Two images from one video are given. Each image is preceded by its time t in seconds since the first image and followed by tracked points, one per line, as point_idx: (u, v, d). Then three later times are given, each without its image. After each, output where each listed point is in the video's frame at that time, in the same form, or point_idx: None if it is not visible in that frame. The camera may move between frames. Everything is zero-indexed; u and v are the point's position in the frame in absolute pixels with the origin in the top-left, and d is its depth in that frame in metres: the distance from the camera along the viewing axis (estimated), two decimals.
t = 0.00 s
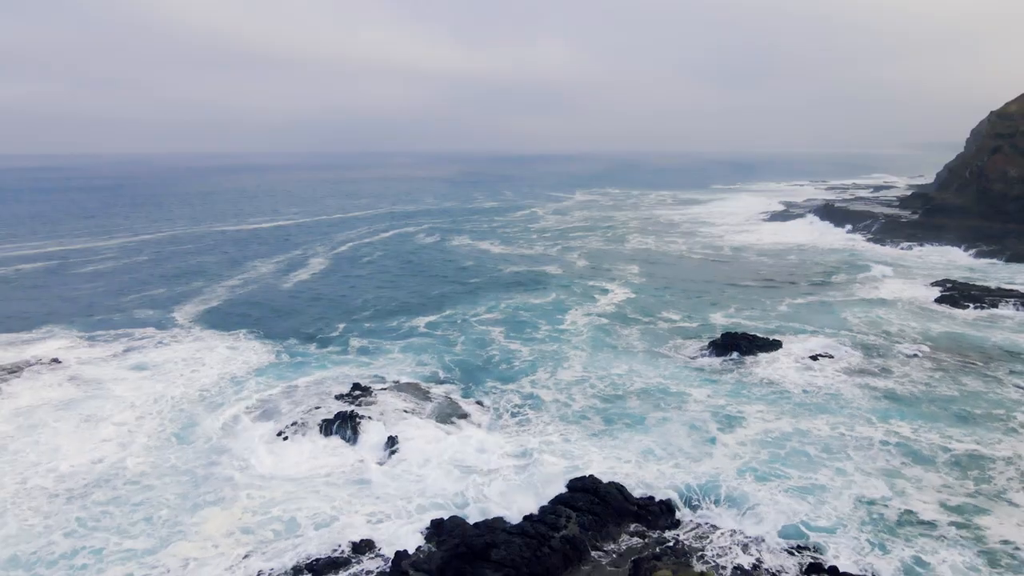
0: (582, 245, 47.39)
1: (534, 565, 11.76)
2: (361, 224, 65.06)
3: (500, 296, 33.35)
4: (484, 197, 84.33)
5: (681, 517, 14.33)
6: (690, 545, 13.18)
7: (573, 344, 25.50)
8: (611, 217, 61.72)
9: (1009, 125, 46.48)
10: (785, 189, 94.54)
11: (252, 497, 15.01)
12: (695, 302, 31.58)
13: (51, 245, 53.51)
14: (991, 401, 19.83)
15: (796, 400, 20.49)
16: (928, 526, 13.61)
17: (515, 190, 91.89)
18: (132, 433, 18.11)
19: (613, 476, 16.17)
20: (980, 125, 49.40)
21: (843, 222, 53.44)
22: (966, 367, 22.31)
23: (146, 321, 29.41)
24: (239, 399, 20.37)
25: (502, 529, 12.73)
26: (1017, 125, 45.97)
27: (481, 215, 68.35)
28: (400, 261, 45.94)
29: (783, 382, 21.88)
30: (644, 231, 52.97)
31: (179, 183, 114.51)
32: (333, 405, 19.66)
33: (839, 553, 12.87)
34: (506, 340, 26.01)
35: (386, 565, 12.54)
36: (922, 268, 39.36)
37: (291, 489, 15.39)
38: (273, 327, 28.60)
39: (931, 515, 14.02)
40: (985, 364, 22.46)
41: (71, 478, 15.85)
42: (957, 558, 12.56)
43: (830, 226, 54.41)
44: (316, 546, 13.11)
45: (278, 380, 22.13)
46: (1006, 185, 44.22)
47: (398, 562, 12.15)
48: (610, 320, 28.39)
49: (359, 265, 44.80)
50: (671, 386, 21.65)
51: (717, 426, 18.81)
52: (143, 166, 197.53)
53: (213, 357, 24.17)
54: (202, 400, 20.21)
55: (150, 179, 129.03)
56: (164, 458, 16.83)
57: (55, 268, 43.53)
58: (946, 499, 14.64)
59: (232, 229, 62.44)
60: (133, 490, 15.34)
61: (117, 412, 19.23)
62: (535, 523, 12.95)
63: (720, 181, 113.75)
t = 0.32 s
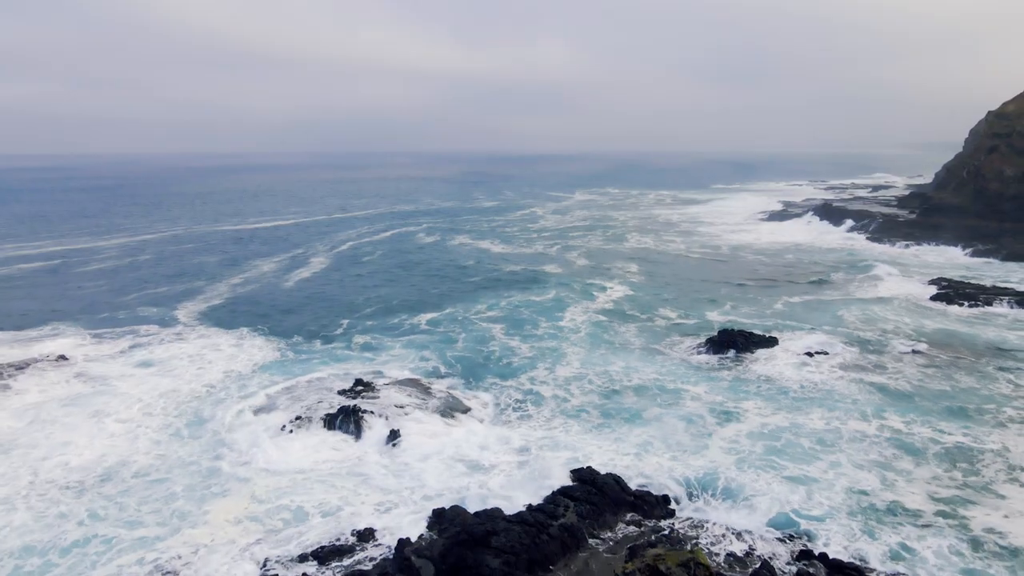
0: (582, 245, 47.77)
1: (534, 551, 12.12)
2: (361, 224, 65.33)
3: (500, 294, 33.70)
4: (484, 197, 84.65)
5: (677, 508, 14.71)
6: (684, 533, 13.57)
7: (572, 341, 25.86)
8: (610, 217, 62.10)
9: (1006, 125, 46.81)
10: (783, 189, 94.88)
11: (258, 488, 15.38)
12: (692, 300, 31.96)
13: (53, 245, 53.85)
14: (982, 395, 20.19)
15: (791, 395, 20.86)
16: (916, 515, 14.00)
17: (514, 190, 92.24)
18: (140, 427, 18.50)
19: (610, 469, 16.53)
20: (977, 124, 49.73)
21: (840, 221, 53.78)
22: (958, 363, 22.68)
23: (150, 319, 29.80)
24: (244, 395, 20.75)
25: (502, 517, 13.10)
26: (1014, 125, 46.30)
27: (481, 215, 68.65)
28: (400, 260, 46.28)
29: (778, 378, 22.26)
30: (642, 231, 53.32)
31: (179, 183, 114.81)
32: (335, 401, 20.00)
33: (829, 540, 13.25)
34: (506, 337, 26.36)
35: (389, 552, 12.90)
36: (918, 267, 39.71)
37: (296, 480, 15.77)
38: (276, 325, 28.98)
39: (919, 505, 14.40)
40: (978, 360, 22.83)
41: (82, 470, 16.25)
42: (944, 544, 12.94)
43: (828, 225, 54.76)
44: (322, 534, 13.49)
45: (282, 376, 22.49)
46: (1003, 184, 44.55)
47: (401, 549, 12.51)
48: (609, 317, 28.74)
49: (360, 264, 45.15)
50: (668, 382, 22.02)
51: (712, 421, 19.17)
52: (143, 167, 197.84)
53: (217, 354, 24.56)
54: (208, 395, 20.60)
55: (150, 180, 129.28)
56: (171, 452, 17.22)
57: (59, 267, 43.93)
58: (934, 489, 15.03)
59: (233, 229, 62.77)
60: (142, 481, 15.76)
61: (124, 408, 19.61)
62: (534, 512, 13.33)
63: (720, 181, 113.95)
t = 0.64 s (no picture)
0: (581, 244, 48.27)
1: (533, 536, 12.57)
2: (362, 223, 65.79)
3: (500, 292, 34.16)
4: (484, 197, 85.12)
5: (673, 497, 15.18)
6: (678, 520, 14.04)
7: (570, 337, 26.34)
8: (609, 216, 62.58)
9: (1002, 125, 47.44)
10: (782, 189, 95.40)
11: (265, 479, 15.82)
12: (690, 297, 32.42)
13: (56, 244, 54.25)
14: (973, 389, 20.66)
15: (786, 390, 21.32)
16: (902, 502, 14.48)
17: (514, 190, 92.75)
18: (149, 420, 18.96)
19: (607, 460, 16.99)
20: (974, 125, 50.36)
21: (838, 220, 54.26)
22: (950, 358, 23.15)
23: (155, 316, 30.24)
24: (249, 390, 21.19)
25: (502, 504, 13.57)
26: (1010, 125, 46.97)
27: (481, 214, 69.11)
28: (401, 258, 46.77)
29: (773, 373, 22.72)
30: (641, 230, 53.79)
31: (179, 183, 115.30)
32: (339, 395, 20.44)
33: (818, 525, 13.73)
34: (506, 333, 26.84)
35: (393, 537, 13.36)
36: (914, 265, 40.19)
37: (302, 471, 16.23)
38: (279, 322, 29.43)
39: (907, 493, 14.86)
40: (969, 355, 23.31)
41: (93, 461, 16.69)
42: (928, 528, 13.43)
43: (825, 225, 55.25)
44: (328, 521, 13.96)
45: (287, 372, 22.94)
46: (998, 184, 45.10)
47: (405, 534, 12.96)
48: (607, 314, 29.21)
49: (361, 262, 45.62)
50: (664, 378, 22.49)
51: (708, 414, 19.61)
52: (144, 167, 198.31)
53: (223, 350, 25.01)
54: (214, 390, 21.05)
55: (151, 179, 129.90)
56: (179, 444, 17.65)
57: (63, 266, 44.37)
58: (922, 479, 15.50)
59: (236, 228, 63.22)
60: (152, 472, 16.21)
61: (133, 402, 20.06)
62: (533, 499, 13.80)
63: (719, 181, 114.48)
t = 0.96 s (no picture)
0: (580, 242, 48.75)
1: (532, 519, 13.05)
2: (363, 222, 66.23)
3: (500, 289, 34.66)
4: (484, 196, 85.57)
5: (667, 485, 15.73)
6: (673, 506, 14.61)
7: (569, 332, 26.85)
8: (608, 216, 63.09)
9: (997, 125, 47.88)
10: (780, 188, 95.87)
11: (273, 468, 16.35)
12: (687, 295, 32.92)
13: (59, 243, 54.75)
14: (963, 382, 21.14)
15: (780, 384, 21.84)
16: (889, 489, 15.02)
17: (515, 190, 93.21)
18: (158, 413, 19.49)
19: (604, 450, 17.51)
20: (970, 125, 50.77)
21: (835, 219, 54.74)
22: (941, 353, 23.64)
23: (160, 313, 30.74)
24: (256, 384, 21.71)
25: (502, 491, 14.09)
26: (1005, 125, 47.40)
27: (481, 214, 69.59)
28: (403, 257, 47.27)
29: (767, 368, 23.24)
30: (640, 229, 54.30)
31: (180, 184, 115.64)
32: (343, 388, 20.96)
33: (807, 510, 14.28)
34: (507, 329, 27.35)
35: (398, 521, 13.87)
36: (909, 264, 40.65)
37: (309, 460, 16.77)
38: (283, 318, 29.95)
39: (893, 481, 15.40)
40: (960, 350, 23.78)
41: (106, 452, 17.21)
42: (911, 513, 13.99)
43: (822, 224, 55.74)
44: (335, 506, 14.50)
45: (292, 366, 23.46)
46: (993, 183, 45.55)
47: (408, 518, 13.46)
48: (605, 311, 29.72)
49: (363, 261, 46.12)
50: (661, 372, 23.00)
51: (703, 407, 20.12)
52: (144, 167, 198.66)
53: (229, 346, 25.53)
54: (222, 384, 21.58)
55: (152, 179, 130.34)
56: (189, 436, 18.15)
57: (67, 265, 44.86)
58: (909, 467, 16.03)
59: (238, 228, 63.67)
60: (164, 461, 16.74)
61: (142, 396, 20.58)
62: (533, 485, 14.33)
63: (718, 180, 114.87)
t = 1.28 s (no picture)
0: (579, 241, 49.30)
1: (530, 503, 13.60)
2: (364, 222, 66.68)
3: (500, 287, 35.20)
4: (484, 196, 86.12)
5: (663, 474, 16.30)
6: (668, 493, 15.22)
7: (568, 328, 27.41)
8: (606, 215, 63.69)
9: (992, 125, 48.41)
10: (779, 188, 96.45)
11: (280, 457, 16.91)
12: (683, 292, 33.46)
13: (64, 242, 55.31)
14: (952, 375, 21.66)
15: (773, 378, 22.40)
16: (875, 475, 15.59)
17: (515, 190, 93.78)
18: (168, 405, 20.02)
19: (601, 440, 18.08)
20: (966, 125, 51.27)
21: (831, 218, 55.28)
22: (931, 347, 24.21)
23: (166, 309, 31.27)
24: (261, 378, 22.28)
25: (502, 477, 14.64)
26: (1000, 125, 47.91)
27: (481, 213, 70.07)
28: (403, 256, 47.80)
29: (761, 363, 23.79)
30: (638, 228, 54.81)
31: (180, 184, 116.07)
32: (346, 381, 21.51)
33: (796, 495, 14.84)
34: (507, 325, 27.91)
35: (401, 505, 14.41)
36: (904, 262, 41.16)
37: (315, 450, 17.34)
38: (287, 315, 30.51)
39: (880, 468, 15.97)
40: (950, 344, 24.32)
41: (118, 441, 17.75)
42: (895, 497, 14.57)
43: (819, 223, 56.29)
44: (341, 492, 15.06)
45: (296, 361, 24.01)
46: (988, 182, 46.03)
47: (412, 503, 14.03)
48: (603, 307, 30.26)
49: (364, 259, 46.67)
50: (657, 366, 23.55)
51: (698, 400, 20.64)
52: (145, 166, 198.99)
53: (235, 341, 26.06)
54: (229, 378, 22.13)
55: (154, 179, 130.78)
56: (198, 426, 18.72)
57: (72, 263, 45.38)
58: (896, 455, 16.58)
59: (240, 227, 64.16)
60: (175, 451, 17.27)
61: (152, 390, 21.11)
62: (532, 472, 14.91)
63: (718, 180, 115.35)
